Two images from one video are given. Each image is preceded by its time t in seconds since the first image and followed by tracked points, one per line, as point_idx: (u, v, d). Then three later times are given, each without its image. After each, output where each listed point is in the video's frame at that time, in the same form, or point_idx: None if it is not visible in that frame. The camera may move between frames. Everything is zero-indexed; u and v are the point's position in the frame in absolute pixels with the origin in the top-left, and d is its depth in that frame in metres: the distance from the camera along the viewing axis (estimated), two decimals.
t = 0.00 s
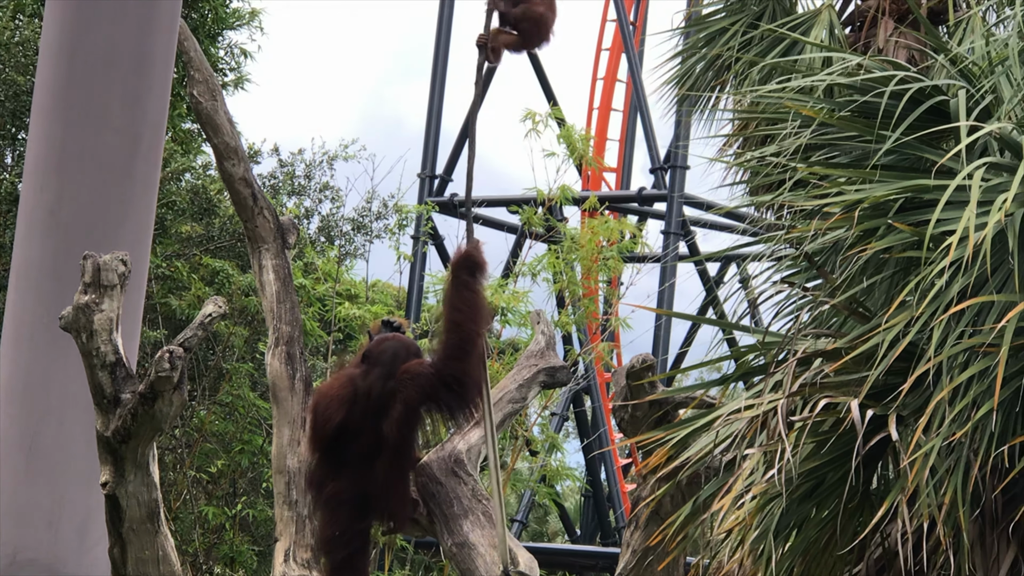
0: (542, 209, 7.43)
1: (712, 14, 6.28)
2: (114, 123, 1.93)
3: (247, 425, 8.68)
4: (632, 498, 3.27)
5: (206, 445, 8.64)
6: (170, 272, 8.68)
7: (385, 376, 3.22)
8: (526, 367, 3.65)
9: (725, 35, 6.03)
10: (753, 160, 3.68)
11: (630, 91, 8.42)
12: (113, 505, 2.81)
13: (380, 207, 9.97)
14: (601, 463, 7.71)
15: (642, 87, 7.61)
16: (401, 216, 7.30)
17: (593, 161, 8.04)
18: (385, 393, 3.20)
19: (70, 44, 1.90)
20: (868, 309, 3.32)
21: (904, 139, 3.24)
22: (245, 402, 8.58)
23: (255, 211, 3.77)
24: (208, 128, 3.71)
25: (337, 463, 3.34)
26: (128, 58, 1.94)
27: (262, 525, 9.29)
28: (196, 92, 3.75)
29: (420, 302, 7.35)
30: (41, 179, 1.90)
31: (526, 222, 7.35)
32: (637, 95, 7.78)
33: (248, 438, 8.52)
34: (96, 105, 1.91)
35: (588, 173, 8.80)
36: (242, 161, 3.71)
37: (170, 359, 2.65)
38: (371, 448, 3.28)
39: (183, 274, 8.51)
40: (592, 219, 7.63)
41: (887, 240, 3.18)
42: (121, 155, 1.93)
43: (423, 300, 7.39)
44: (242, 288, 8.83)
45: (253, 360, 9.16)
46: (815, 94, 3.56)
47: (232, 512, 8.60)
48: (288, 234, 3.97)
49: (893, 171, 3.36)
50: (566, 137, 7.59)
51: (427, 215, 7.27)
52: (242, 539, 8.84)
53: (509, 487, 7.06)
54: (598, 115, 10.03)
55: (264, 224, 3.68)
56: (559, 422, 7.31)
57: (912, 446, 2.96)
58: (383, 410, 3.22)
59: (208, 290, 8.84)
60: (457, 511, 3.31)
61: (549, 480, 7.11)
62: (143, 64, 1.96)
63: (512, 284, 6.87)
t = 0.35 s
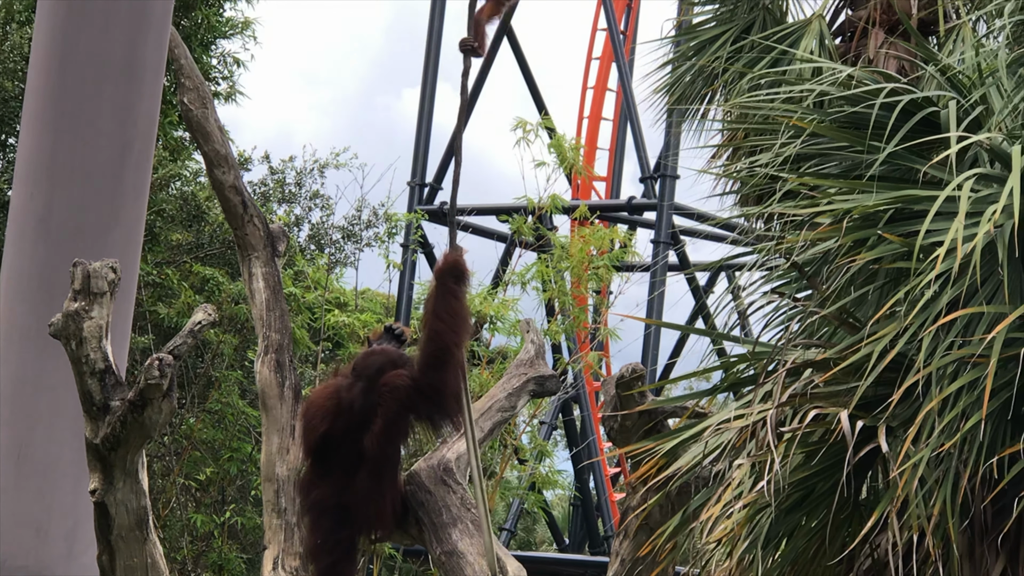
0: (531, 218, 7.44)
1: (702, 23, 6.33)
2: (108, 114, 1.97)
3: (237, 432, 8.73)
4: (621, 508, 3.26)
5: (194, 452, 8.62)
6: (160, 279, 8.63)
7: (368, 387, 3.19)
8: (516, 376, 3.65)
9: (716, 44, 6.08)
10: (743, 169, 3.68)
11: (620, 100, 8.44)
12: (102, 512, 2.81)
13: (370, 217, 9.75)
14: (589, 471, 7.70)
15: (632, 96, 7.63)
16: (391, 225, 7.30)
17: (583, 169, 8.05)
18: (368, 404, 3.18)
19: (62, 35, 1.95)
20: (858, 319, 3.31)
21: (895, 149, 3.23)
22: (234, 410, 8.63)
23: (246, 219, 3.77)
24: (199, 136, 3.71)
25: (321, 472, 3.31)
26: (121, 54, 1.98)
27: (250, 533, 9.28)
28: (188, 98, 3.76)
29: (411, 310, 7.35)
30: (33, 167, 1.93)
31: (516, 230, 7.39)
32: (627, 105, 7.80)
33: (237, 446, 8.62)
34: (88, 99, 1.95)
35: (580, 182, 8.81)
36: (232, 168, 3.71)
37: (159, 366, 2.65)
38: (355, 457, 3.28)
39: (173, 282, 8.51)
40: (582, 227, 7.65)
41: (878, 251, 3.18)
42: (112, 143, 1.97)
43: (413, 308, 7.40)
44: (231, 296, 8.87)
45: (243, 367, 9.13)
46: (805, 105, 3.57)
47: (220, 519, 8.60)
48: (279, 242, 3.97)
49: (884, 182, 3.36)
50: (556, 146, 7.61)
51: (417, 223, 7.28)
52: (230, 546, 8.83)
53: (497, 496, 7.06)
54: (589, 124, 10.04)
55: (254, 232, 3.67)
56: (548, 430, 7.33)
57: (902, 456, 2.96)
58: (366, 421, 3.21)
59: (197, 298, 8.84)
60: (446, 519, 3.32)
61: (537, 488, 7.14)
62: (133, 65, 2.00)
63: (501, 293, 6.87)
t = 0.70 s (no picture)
0: (530, 239, 7.71)
1: (686, 60, 6.73)
2: (141, 130, 2.28)
3: (258, 437, 9.23)
4: (613, 507, 3.50)
5: (218, 455, 9.09)
6: (188, 295, 8.93)
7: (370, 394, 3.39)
8: (514, 386, 3.91)
9: (700, 80, 6.50)
10: (727, 195, 3.95)
11: (612, 128, 8.76)
12: (134, 510, 3.02)
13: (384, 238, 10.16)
14: (583, 475, 7.99)
15: (623, 127, 7.92)
16: (399, 245, 7.57)
17: (578, 194, 8.36)
18: (371, 410, 3.38)
19: (103, 46, 2.25)
20: (831, 334, 3.57)
21: (866, 176, 3.51)
22: (256, 416, 9.13)
23: (266, 240, 4.01)
24: (224, 163, 3.96)
25: (336, 470, 3.54)
26: (156, 60, 2.28)
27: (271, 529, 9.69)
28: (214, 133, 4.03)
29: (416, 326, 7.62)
30: (78, 180, 2.26)
31: (515, 251, 7.68)
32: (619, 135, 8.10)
33: (258, 448, 9.14)
34: (120, 111, 2.26)
35: (574, 207, 9.10)
36: (252, 192, 3.94)
37: (187, 376, 2.86)
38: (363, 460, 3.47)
39: (201, 298, 8.84)
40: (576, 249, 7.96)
41: (850, 270, 3.44)
42: (144, 157, 2.28)
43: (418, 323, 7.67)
44: (255, 311, 9.24)
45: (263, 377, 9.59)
46: (785, 136, 3.84)
47: (242, 516, 9.10)
48: (297, 261, 4.20)
49: (856, 206, 3.63)
50: (553, 172, 7.91)
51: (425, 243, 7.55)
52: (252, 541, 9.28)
53: (497, 497, 7.30)
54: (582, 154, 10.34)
55: (275, 251, 3.91)
56: (546, 435, 7.64)
57: (873, 460, 3.21)
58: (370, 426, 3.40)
59: (222, 314, 9.16)
60: (450, 517, 3.45)
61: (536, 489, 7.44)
62: (169, 58, 2.30)
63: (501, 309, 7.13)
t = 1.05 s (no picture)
0: (529, 262, 8.03)
1: (674, 96, 7.14)
2: (176, 134, 2.33)
3: (277, 443, 9.90)
4: (605, 509, 3.76)
5: (240, 460, 9.78)
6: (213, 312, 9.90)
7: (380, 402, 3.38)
8: (515, 396, 4.19)
9: (685, 114, 6.89)
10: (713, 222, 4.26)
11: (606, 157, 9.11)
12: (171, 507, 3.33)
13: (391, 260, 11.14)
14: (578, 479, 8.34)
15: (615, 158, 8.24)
16: (408, 266, 7.84)
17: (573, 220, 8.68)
18: (379, 418, 3.36)
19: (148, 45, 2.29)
20: (808, 350, 3.85)
21: (839, 204, 3.81)
22: (276, 423, 9.81)
23: (287, 262, 4.01)
24: (245, 190, 3.96)
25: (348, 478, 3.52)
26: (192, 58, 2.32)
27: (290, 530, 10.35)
28: (233, 155, 3.99)
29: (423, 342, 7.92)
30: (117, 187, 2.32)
31: (515, 272, 7.96)
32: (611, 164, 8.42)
33: (277, 454, 9.76)
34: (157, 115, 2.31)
35: (569, 232, 9.39)
36: (276, 220, 3.96)
37: (212, 388, 2.64)
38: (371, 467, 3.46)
39: (226, 315, 9.79)
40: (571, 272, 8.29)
41: (825, 292, 3.74)
42: (177, 164, 2.33)
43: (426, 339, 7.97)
44: (275, 328, 10.20)
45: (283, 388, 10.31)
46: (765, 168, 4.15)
47: (264, 516, 9.62)
48: (316, 282, 4.13)
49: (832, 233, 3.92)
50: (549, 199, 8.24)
51: (432, 266, 7.84)
52: (271, 539, 9.84)
53: (498, 499, 7.70)
54: (576, 183, 10.65)
55: (295, 272, 3.96)
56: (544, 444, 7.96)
57: (846, 466, 3.48)
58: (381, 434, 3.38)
59: (245, 329, 10.16)
60: (455, 518, 3.66)
61: (534, 493, 7.81)
62: (198, 83, 2.33)
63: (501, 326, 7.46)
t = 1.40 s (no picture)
0: (523, 273, 8.37)
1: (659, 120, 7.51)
2: (209, 70, 1.87)
3: (291, 440, 11.45)
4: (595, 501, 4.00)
5: (258, 455, 11.33)
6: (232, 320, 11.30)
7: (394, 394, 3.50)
8: (510, 398, 4.50)
9: (669, 137, 7.26)
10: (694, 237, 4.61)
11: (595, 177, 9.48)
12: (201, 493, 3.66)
13: (400, 272, 11.97)
14: (569, 474, 8.75)
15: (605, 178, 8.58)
16: (412, 276, 8.15)
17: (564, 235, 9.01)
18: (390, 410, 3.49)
19: None
20: (782, 355, 4.17)
21: (810, 222, 4.16)
22: (290, 421, 11.43)
23: (301, 272, 4.36)
24: (263, 207, 4.29)
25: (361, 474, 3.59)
26: None
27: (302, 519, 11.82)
28: (252, 175, 4.30)
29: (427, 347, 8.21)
30: (144, 141, 1.88)
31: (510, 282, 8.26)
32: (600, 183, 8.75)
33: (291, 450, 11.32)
34: (194, 51, 1.86)
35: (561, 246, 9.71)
36: (291, 234, 4.30)
37: (232, 388, 2.84)
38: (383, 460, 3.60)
39: (247, 323, 11.47)
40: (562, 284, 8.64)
41: (797, 301, 4.06)
42: (212, 111, 1.89)
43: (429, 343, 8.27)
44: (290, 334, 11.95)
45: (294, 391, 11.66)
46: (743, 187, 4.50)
47: (278, 510, 11.29)
48: (327, 292, 4.48)
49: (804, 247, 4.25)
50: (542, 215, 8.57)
51: (434, 276, 8.14)
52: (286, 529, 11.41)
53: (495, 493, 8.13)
54: (568, 201, 10.98)
55: (307, 282, 4.32)
56: (537, 441, 8.34)
57: (816, 463, 3.77)
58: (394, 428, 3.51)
59: (265, 335, 11.89)
60: (456, 509, 3.96)
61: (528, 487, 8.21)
62: (231, 64, 1.90)
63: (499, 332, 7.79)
